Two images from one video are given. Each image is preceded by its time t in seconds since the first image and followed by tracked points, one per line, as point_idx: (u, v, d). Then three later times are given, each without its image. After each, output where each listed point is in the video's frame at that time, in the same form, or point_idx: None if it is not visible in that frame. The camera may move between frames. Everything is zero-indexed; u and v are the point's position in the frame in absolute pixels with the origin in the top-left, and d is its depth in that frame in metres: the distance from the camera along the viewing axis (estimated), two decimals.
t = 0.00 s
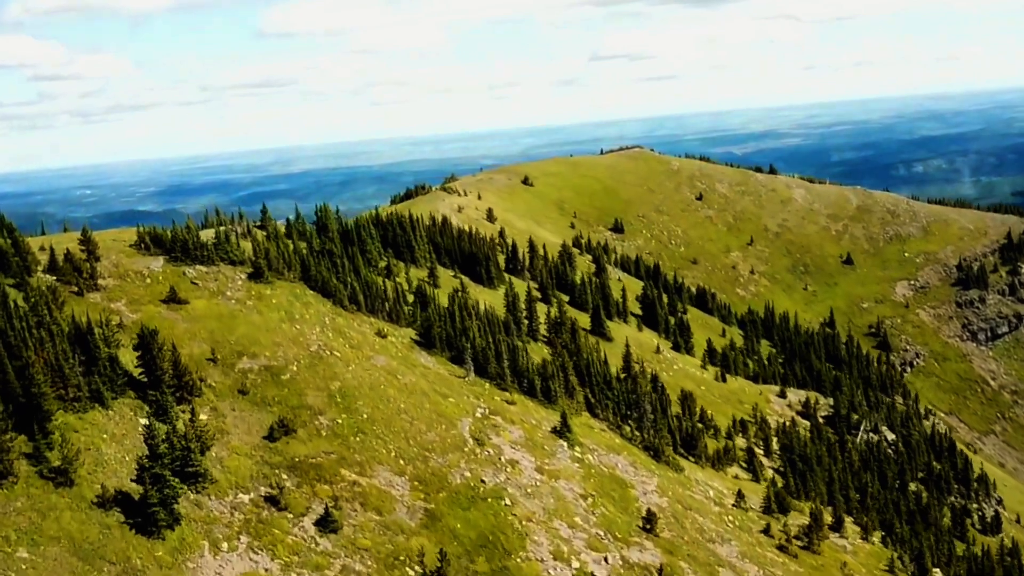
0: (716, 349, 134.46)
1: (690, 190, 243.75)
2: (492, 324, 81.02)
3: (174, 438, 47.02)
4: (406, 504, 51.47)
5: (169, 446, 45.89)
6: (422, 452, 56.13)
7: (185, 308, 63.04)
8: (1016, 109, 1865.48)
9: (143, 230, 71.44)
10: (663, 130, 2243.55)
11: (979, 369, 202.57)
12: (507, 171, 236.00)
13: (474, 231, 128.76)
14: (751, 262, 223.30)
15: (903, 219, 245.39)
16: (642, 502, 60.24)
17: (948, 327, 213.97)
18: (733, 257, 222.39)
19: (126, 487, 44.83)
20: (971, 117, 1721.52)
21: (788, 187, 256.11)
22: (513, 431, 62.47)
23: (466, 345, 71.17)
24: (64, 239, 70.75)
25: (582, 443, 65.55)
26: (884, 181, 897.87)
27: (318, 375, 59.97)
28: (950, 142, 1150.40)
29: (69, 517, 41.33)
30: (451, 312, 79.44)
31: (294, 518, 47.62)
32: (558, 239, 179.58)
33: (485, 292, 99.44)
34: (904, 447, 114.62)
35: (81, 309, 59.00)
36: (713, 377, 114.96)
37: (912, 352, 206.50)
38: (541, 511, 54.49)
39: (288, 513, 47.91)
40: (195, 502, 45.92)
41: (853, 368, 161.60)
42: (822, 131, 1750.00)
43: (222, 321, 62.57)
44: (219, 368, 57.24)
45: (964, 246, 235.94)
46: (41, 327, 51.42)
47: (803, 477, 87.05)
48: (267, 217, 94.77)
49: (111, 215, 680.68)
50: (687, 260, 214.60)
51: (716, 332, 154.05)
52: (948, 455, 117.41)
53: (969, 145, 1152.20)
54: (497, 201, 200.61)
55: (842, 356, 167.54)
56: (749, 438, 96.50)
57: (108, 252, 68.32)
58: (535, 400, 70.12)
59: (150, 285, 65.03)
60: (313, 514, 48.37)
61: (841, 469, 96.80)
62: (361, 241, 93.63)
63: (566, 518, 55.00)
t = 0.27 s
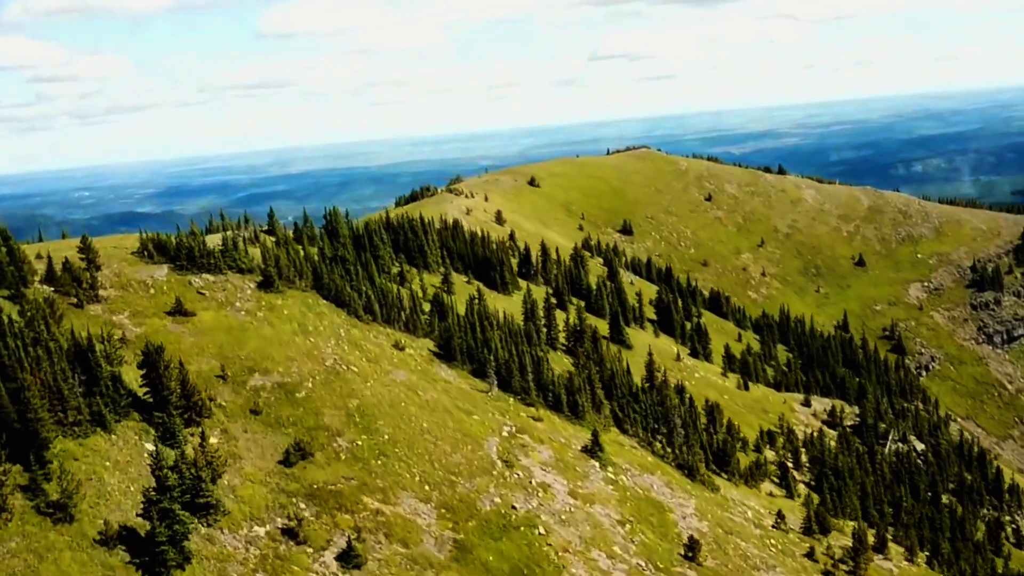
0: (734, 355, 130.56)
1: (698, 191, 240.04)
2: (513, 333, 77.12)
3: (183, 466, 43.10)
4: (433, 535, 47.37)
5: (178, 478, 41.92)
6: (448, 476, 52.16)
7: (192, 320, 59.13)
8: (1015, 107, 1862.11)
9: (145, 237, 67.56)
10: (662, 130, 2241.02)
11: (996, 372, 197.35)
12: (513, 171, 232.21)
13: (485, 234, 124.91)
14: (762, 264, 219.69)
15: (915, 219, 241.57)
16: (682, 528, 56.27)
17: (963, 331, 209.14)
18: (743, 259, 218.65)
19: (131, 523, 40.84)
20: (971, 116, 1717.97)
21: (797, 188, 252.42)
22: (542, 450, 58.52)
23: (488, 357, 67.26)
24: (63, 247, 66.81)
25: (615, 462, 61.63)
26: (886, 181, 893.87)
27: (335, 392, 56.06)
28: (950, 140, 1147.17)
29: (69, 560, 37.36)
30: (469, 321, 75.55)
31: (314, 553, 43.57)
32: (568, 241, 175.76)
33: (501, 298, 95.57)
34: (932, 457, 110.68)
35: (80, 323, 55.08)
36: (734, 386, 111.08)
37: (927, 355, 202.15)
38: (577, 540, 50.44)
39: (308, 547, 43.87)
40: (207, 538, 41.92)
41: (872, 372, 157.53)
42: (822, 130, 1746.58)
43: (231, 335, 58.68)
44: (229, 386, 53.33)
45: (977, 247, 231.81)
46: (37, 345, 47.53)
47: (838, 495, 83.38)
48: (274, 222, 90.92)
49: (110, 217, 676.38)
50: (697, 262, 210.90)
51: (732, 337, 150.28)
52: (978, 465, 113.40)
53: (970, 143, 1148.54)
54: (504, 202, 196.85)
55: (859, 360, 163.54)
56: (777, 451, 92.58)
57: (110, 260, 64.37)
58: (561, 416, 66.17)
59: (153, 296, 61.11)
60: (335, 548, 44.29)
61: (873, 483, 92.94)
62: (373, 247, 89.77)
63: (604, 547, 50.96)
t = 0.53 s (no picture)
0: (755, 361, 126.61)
1: (708, 191, 236.25)
2: (536, 342, 73.29)
3: (196, 500, 39.16)
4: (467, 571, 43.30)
5: (189, 515, 37.94)
6: (480, 503, 48.17)
7: (200, 334, 55.23)
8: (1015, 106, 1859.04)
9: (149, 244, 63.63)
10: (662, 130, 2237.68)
11: (1015, 376, 191.94)
12: (520, 172, 228.41)
13: (498, 237, 121.11)
14: (774, 266, 216.06)
15: (928, 220, 237.72)
16: (729, 556, 52.34)
17: (980, 333, 204.09)
18: (755, 261, 214.91)
19: (139, 565, 36.83)
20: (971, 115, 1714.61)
21: (808, 188, 248.75)
22: (576, 473, 54.59)
23: (514, 370, 63.36)
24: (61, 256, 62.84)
25: (652, 484, 57.71)
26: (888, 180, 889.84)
27: (355, 412, 52.15)
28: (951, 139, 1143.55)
29: None
30: (490, 331, 71.70)
31: None
32: (578, 244, 171.95)
33: (520, 305, 91.71)
34: (963, 468, 106.74)
35: (81, 339, 51.13)
36: (758, 394, 107.20)
37: (943, 358, 196.74)
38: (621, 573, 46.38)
39: None
40: None
41: (891, 377, 153.53)
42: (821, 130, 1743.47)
43: (243, 350, 54.77)
44: (241, 407, 49.39)
45: (992, 247, 227.43)
46: (34, 366, 43.58)
47: (876, 512, 79.87)
48: (282, 227, 87.08)
49: (109, 218, 672.60)
50: (708, 263, 207.15)
51: (749, 342, 146.49)
52: (1010, 476, 109.34)
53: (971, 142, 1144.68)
54: (511, 204, 193.03)
55: (878, 364, 159.49)
56: (809, 464, 88.63)
57: (111, 269, 60.41)
58: (592, 433, 62.26)
59: (158, 308, 57.14)
60: None
61: (908, 497, 88.99)
62: (386, 253, 85.91)
63: None
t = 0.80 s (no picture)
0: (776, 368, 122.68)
1: (718, 191, 232.52)
2: (563, 353, 69.46)
3: (210, 538, 35.26)
4: None
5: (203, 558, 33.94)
6: (517, 535, 44.13)
7: (211, 349, 51.39)
8: (1016, 103, 1855.24)
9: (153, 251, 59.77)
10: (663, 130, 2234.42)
11: None
12: (527, 172, 224.75)
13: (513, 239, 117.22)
14: (786, 267, 212.52)
15: (942, 220, 233.68)
16: None
17: (997, 336, 197.77)
18: (767, 262, 211.28)
19: None
20: (972, 113, 1710.16)
21: (819, 188, 245.12)
22: (616, 498, 50.61)
23: (543, 386, 59.40)
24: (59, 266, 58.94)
25: (695, 509, 53.74)
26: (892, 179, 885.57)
27: (379, 434, 48.26)
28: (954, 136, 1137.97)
29: None
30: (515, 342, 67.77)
31: None
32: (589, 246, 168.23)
33: (540, 313, 87.92)
34: (998, 479, 102.56)
35: (82, 357, 47.26)
36: (785, 403, 103.25)
37: (960, 361, 191.73)
38: None
39: None
40: None
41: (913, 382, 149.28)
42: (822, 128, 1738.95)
43: (256, 366, 50.90)
44: (257, 430, 45.51)
45: (1009, 247, 221.72)
46: (30, 392, 39.66)
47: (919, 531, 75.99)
48: (292, 232, 83.20)
49: (110, 219, 669.21)
50: (720, 265, 203.36)
51: (768, 347, 142.67)
52: None
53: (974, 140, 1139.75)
54: (520, 206, 189.37)
55: (898, 368, 155.18)
56: (843, 478, 84.63)
57: (115, 278, 56.54)
58: (627, 452, 58.36)
59: (166, 320, 53.28)
60: None
61: (947, 513, 84.87)
62: (401, 259, 82.00)
63: None
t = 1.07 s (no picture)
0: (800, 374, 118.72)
1: (728, 191, 228.71)
2: (593, 363, 65.64)
3: None
4: None
5: None
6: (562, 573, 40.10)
7: (223, 367, 47.50)
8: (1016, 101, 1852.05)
9: (158, 260, 55.88)
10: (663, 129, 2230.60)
11: None
12: (535, 173, 220.77)
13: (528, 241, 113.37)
14: (800, 269, 208.85)
15: (956, 220, 229.82)
16: None
17: (1015, 338, 193.55)
18: (780, 263, 207.55)
19: None
20: (973, 111, 1706.82)
21: (831, 188, 241.39)
22: (664, 528, 46.69)
23: (577, 402, 55.53)
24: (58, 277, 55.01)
25: (746, 538, 49.78)
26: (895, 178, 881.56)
27: (407, 459, 44.29)
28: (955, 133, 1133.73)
29: None
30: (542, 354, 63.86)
31: None
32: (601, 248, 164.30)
33: (562, 320, 84.08)
34: None
35: (84, 378, 43.35)
36: (813, 412, 99.37)
37: (978, 365, 187.82)
38: None
39: None
40: None
41: (935, 387, 145.23)
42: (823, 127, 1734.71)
43: (272, 386, 47.01)
44: (276, 458, 41.57)
45: None
46: (26, 421, 35.69)
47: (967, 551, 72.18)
48: (303, 236, 79.35)
49: (110, 221, 665.30)
50: (733, 266, 199.51)
51: (787, 352, 138.86)
52: None
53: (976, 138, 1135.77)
54: (529, 207, 185.47)
55: (919, 373, 151.07)
56: (882, 494, 80.64)
57: (118, 289, 52.65)
58: (669, 474, 54.46)
59: (173, 335, 49.36)
60: None
61: (991, 531, 80.85)
62: (418, 265, 78.09)
63: None
